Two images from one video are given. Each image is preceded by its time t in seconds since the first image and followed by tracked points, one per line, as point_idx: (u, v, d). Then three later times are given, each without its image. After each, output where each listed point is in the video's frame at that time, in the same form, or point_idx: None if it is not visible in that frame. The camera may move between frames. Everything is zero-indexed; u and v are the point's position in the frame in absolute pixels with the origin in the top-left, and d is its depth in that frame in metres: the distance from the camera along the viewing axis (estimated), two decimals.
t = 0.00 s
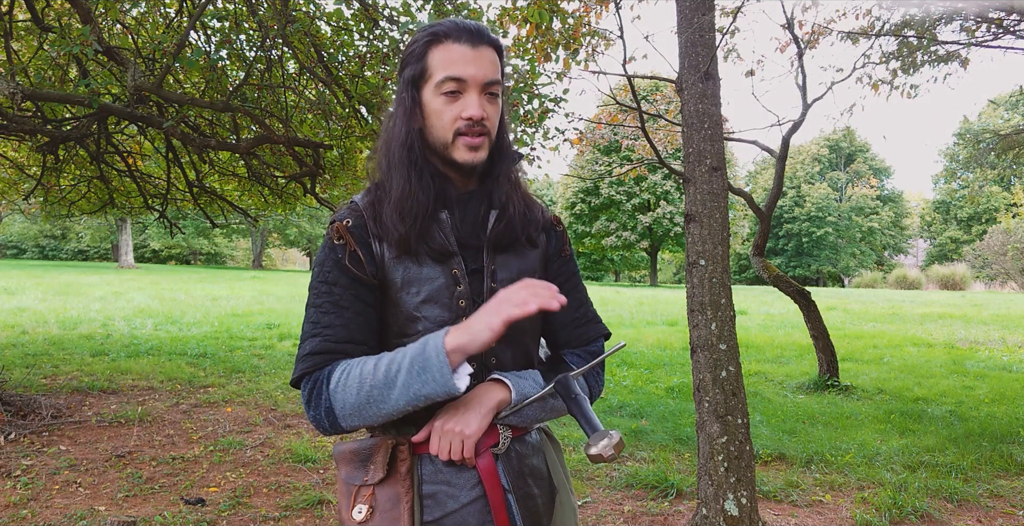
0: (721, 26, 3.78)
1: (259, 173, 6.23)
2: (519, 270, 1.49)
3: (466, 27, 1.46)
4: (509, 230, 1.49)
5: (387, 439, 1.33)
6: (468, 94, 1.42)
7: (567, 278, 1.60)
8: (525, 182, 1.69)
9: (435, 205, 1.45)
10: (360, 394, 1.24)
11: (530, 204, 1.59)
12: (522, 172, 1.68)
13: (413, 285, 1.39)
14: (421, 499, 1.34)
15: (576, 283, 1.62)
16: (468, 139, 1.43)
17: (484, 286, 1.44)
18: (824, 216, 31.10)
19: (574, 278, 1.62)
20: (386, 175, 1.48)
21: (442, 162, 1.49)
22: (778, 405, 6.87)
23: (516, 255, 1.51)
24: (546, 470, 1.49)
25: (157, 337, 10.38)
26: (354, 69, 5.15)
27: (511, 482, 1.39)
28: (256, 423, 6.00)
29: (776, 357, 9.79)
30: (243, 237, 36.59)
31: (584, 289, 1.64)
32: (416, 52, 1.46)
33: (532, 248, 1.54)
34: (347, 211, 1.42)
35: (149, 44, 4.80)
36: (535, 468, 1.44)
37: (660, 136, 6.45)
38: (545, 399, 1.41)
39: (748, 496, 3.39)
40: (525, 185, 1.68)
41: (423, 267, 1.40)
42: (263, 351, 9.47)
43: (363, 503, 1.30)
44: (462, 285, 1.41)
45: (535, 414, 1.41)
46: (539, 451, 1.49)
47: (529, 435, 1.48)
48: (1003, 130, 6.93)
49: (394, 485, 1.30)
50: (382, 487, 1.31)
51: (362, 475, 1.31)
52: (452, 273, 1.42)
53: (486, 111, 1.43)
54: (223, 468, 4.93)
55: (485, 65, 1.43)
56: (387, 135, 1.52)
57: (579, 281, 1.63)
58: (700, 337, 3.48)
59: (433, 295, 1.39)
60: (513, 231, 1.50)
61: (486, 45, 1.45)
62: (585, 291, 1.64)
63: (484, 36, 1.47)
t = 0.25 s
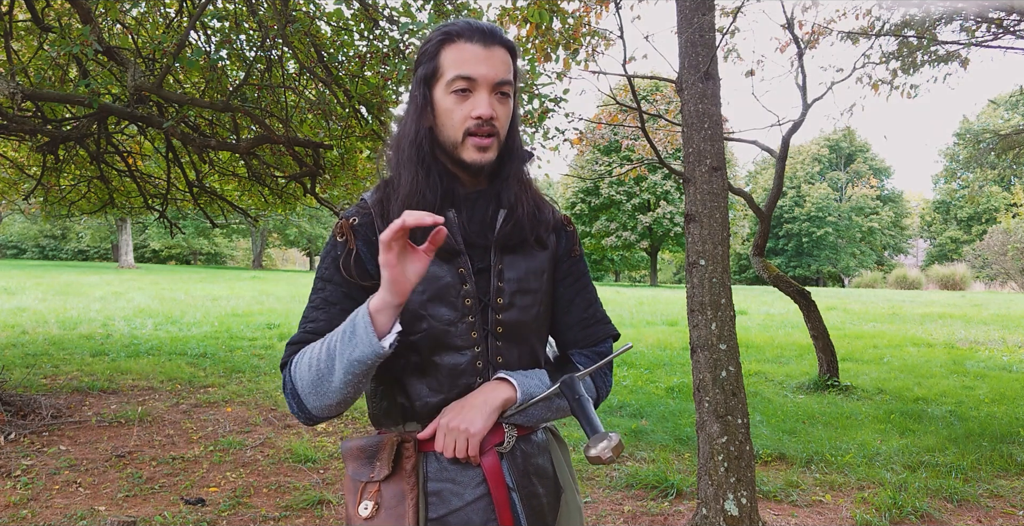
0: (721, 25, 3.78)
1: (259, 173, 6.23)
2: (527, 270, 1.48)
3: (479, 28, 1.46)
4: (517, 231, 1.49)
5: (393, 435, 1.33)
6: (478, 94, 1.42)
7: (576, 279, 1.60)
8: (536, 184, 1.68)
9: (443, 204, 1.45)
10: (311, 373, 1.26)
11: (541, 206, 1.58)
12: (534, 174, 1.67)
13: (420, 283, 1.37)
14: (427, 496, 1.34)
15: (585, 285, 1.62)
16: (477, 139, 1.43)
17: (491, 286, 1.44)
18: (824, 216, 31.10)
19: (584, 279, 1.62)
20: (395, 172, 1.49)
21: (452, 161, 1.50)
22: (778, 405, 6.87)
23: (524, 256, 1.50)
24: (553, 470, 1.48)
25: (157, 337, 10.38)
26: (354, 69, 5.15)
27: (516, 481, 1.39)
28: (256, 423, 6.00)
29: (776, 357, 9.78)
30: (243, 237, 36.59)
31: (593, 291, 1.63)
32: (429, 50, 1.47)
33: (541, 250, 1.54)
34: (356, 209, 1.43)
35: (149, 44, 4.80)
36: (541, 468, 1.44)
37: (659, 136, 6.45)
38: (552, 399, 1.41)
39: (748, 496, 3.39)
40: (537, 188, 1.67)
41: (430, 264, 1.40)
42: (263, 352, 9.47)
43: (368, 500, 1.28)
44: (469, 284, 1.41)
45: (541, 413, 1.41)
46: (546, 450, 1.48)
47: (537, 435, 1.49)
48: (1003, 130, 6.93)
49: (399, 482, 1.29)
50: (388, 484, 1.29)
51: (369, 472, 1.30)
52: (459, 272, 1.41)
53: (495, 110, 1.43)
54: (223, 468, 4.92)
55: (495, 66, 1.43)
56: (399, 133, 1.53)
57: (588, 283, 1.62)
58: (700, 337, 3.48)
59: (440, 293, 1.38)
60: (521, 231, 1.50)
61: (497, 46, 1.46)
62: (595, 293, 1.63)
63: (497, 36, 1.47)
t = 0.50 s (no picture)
0: (721, 26, 3.78)
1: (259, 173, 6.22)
2: (546, 272, 1.44)
3: (494, 28, 1.48)
4: (533, 230, 1.45)
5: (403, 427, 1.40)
6: (486, 93, 1.45)
7: (611, 281, 1.49)
8: (577, 182, 1.61)
9: (455, 204, 1.51)
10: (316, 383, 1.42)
11: (567, 205, 1.52)
12: (572, 172, 1.60)
13: (430, 283, 1.44)
14: (430, 491, 1.38)
15: (622, 287, 1.50)
16: (485, 138, 1.46)
17: (504, 286, 1.44)
18: (824, 216, 31.09)
19: (620, 282, 1.50)
20: (421, 173, 1.60)
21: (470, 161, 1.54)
22: (778, 405, 6.87)
23: (544, 258, 1.46)
24: (565, 477, 1.42)
25: (157, 337, 10.38)
26: (354, 69, 5.14)
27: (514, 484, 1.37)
28: (256, 423, 6.00)
29: (776, 357, 9.78)
30: (243, 237, 36.57)
31: (634, 294, 1.50)
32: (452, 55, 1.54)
33: (565, 251, 1.47)
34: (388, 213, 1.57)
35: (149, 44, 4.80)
36: (550, 476, 1.40)
37: (659, 136, 6.45)
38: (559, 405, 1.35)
39: (748, 496, 3.39)
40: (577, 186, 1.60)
41: (440, 263, 1.45)
42: (263, 352, 9.46)
43: (383, 488, 1.37)
44: (478, 284, 1.43)
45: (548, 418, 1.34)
46: (559, 459, 1.43)
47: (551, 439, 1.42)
48: (1004, 130, 6.93)
49: (407, 474, 1.36)
50: (400, 474, 1.37)
51: (387, 462, 1.40)
52: (469, 272, 1.44)
53: (502, 109, 1.44)
54: (223, 468, 4.92)
55: (504, 64, 1.44)
56: (428, 135, 1.63)
57: (627, 286, 1.50)
58: (700, 337, 3.48)
59: (448, 293, 1.43)
60: (540, 232, 1.45)
61: (510, 44, 1.46)
62: (636, 296, 1.50)
63: (512, 34, 1.48)
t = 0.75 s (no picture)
0: (721, 26, 3.78)
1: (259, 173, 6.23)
2: (544, 272, 1.44)
3: (491, 27, 1.49)
4: (532, 229, 1.45)
5: (402, 429, 1.40)
6: (484, 91, 1.45)
7: (609, 281, 1.49)
8: (574, 181, 1.62)
9: (453, 203, 1.50)
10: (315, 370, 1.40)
11: (565, 204, 1.52)
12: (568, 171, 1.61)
13: (429, 284, 1.44)
14: (431, 492, 1.38)
15: (620, 287, 1.50)
16: (483, 137, 1.46)
17: (502, 287, 1.44)
18: (824, 216, 31.10)
19: (618, 281, 1.50)
20: (417, 172, 1.59)
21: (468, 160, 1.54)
22: (778, 405, 6.87)
23: (541, 258, 1.46)
24: (565, 477, 1.43)
25: (157, 337, 10.38)
26: (354, 69, 5.14)
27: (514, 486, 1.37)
28: (256, 423, 6.00)
29: (776, 357, 9.78)
30: (243, 237, 36.57)
31: (632, 293, 1.50)
32: (449, 54, 1.54)
33: (563, 250, 1.47)
34: (384, 215, 1.56)
35: (149, 44, 4.80)
36: (551, 478, 1.40)
37: (659, 136, 6.45)
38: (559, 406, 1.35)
39: (748, 496, 3.39)
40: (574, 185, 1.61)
41: (439, 264, 1.45)
42: (263, 352, 9.47)
43: (383, 490, 1.37)
44: (477, 285, 1.43)
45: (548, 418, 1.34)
46: (560, 460, 1.43)
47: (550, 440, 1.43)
48: (1004, 130, 6.93)
49: (407, 476, 1.36)
50: (399, 476, 1.37)
51: (386, 463, 1.39)
52: (468, 272, 1.44)
53: (501, 107, 1.44)
54: (224, 468, 4.92)
55: (502, 62, 1.44)
56: (424, 134, 1.63)
57: (625, 285, 1.50)
58: (700, 337, 3.48)
59: (447, 293, 1.43)
60: (539, 231, 1.45)
61: (509, 41, 1.46)
62: (634, 295, 1.50)
63: (510, 32, 1.48)
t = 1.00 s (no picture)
0: (721, 26, 3.78)
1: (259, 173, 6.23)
2: (543, 272, 1.44)
3: (495, 27, 1.49)
4: (531, 229, 1.45)
5: (402, 430, 1.41)
6: (487, 90, 1.45)
7: (607, 282, 1.50)
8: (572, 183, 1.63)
9: (453, 204, 1.50)
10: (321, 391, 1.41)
11: (563, 206, 1.53)
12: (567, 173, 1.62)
13: (428, 284, 1.44)
14: (430, 494, 1.38)
15: (618, 287, 1.50)
16: (484, 136, 1.46)
17: (501, 287, 1.43)
18: (824, 216, 31.10)
19: (616, 282, 1.50)
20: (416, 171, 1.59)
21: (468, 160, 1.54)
22: (778, 405, 6.87)
23: (540, 257, 1.46)
24: (565, 477, 1.42)
25: (157, 337, 10.38)
26: (354, 69, 5.14)
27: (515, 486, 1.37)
28: (256, 423, 6.00)
29: (776, 357, 9.78)
30: (243, 237, 36.56)
31: (630, 292, 1.51)
32: (451, 53, 1.54)
33: (562, 250, 1.47)
34: (381, 217, 1.56)
35: (149, 44, 4.80)
36: (551, 477, 1.40)
37: (659, 136, 6.45)
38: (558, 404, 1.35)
39: (748, 496, 3.39)
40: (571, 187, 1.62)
41: (438, 265, 1.45)
42: (263, 352, 9.47)
43: (381, 491, 1.37)
44: (476, 285, 1.43)
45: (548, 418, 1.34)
46: (559, 459, 1.43)
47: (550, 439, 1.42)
48: (1004, 130, 6.93)
49: (406, 477, 1.37)
50: (398, 477, 1.38)
51: (385, 465, 1.40)
52: (467, 272, 1.44)
53: (504, 107, 1.44)
54: (223, 468, 4.92)
55: (506, 62, 1.45)
56: (424, 134, 1.63)
57: (622, 285, 1.51)
58: (700, 337, 3.48)
59: (446, 294, 1.43)
60: (539, 232, 1.46)
61: (512, 42, 1.47)
62: (632, 295, 1.51)
63: (514, 34, 1.49)
